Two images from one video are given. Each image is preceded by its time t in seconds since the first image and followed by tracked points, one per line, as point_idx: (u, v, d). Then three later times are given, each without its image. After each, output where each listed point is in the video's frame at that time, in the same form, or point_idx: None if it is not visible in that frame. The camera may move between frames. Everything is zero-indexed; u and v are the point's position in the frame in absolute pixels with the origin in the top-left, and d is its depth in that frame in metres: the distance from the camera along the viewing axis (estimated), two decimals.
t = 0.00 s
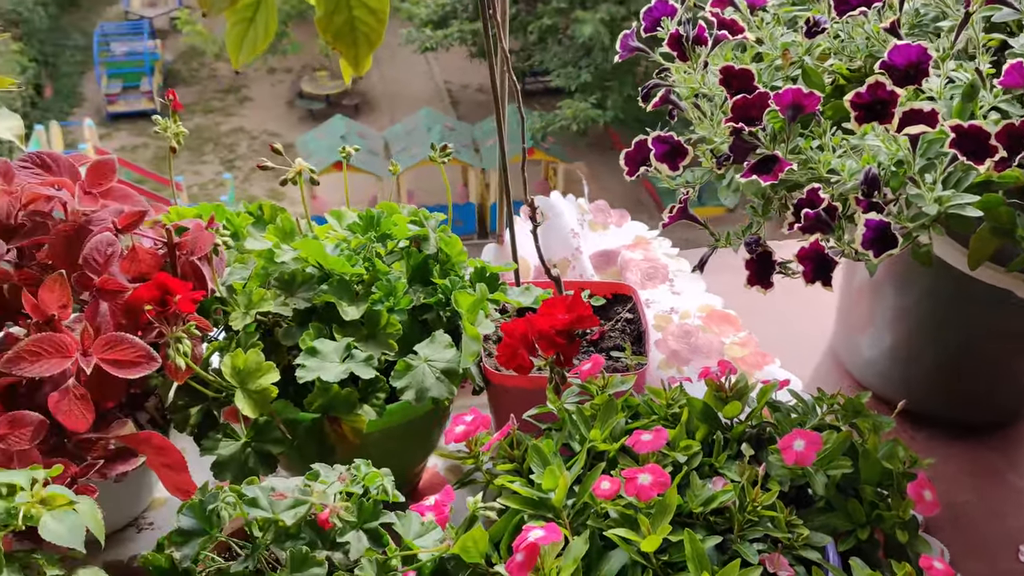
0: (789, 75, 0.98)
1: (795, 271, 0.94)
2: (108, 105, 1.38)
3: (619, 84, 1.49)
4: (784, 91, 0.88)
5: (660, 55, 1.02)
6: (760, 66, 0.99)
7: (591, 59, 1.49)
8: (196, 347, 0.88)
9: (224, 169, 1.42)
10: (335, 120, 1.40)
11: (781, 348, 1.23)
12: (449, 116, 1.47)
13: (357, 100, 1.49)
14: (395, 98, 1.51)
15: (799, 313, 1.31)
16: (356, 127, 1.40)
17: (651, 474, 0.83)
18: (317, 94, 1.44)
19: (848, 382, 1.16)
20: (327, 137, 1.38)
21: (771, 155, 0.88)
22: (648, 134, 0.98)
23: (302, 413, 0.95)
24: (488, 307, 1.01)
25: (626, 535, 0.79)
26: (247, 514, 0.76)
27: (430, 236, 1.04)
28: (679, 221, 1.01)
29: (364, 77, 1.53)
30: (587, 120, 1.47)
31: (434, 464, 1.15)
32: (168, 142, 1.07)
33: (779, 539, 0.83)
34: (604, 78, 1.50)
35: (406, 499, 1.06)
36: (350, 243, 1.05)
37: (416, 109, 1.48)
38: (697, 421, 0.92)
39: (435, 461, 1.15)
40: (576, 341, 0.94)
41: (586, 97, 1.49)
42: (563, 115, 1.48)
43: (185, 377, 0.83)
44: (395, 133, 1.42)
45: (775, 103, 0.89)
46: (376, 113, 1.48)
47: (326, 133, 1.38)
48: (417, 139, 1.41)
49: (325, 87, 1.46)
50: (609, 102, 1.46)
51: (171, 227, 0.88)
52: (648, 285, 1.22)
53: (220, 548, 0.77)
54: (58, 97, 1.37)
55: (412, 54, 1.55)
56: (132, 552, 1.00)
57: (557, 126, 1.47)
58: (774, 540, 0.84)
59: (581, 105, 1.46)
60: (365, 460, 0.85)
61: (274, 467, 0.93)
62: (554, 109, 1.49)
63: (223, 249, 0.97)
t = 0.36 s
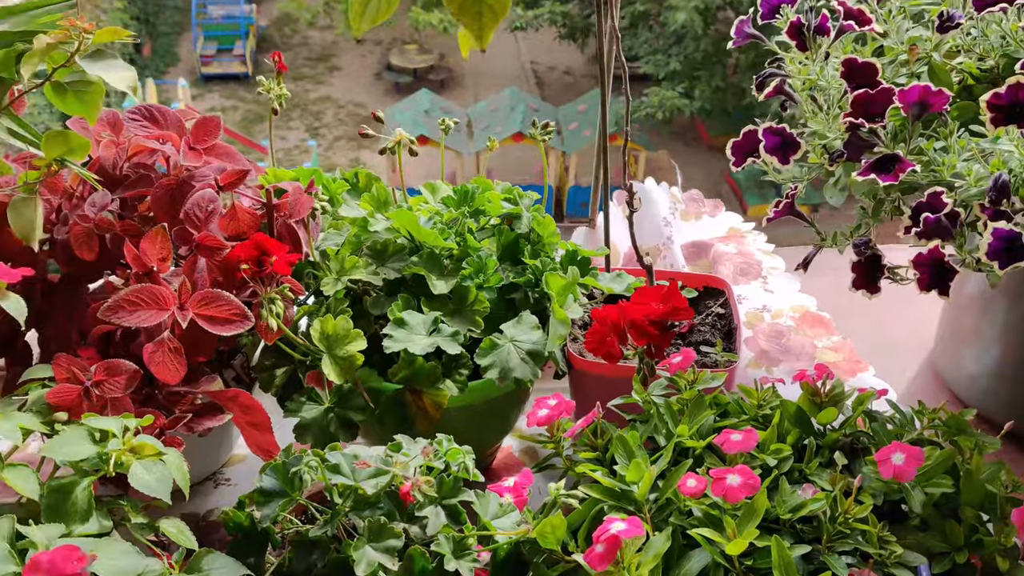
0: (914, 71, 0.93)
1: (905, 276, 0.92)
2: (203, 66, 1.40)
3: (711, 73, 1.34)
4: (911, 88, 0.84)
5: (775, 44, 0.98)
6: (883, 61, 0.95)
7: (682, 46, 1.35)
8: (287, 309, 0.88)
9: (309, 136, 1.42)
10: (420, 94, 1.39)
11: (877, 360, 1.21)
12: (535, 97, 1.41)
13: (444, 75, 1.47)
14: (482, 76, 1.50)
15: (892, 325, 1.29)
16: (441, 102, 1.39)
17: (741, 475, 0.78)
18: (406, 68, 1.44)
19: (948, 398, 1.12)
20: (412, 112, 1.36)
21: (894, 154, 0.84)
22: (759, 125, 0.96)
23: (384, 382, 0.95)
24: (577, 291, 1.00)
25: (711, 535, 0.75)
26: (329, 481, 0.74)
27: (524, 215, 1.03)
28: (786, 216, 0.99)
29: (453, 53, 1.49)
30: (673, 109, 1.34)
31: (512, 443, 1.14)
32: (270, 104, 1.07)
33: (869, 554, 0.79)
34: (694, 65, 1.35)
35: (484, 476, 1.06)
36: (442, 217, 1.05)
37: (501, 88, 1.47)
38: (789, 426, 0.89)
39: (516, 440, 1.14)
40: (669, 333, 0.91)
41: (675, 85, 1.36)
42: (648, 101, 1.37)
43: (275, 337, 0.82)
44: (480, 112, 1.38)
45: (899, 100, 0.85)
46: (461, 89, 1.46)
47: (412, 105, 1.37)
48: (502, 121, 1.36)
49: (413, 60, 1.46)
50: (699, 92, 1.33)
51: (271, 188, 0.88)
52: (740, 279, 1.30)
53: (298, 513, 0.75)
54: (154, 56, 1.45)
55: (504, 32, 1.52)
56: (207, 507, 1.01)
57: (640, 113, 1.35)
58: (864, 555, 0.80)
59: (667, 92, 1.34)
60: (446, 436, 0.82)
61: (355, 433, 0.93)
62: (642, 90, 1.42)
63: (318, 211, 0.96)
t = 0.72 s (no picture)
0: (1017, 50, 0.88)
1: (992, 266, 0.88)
2: (273, 35, 1.35)
3: (783, 66, 1.38)
4: (1016, 65, 0.79)
5: (868, 16, 0.94)
6: (984, 38, 0.91)
7: (755, 35, 1.39)
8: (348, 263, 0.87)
9: (374, 108, 1.39)
10: (488, 71, 1.32)
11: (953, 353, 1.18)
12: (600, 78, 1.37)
13: (512, 53, 1.42)
14: (548, 56, 1.44)
15: (971, 318, 1.25)
16: (507, 80, 1.31)
17: (807, 460, 0.75)
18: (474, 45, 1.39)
19: None
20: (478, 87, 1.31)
21: (992, 132, 0.79)
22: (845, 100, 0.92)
23: (442, 344, 0.94)
24: (644, 263, 0.97)
25: (772, 518, 0.72)
26: (382, 436, 0.72)
27: (592, 183, 1.02)
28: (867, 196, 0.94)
29: (520, 30, 1.44)
30: (743, 101, 1.39)
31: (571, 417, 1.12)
32: (342, 60, 1.06)
33: (938, 551, 0.75)
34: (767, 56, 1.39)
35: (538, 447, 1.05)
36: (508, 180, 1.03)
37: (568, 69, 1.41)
38: (858, 413, 0.85)
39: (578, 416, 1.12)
40: (738, 310, 0.88)
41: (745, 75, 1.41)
42: (718, 91, 1.42)
43: (335, 291, 0.82)
44: (545, 91, 1.33)
45: (1001, 77, 0.80)
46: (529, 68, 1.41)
47: (478, 81, 1.31)
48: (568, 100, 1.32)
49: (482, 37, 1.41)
50: (768, 84, 1.37)
51: (340, 140, 0.87)
52: (811, 265, 1.27)
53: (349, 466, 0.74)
54: (229, 22, 1.37)
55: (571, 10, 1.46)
56: (262, 457, 1.02)
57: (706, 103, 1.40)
58: (933, 552, 0.76)
59: (737, 84, 1.39)
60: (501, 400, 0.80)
61: (410, 394, 0.92)
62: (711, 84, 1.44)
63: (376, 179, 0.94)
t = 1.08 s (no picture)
0: None
1: None
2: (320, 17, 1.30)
3: (832, 56, 1.27)
4: None
5: None
6: None
7: (803, 26, 1.28)
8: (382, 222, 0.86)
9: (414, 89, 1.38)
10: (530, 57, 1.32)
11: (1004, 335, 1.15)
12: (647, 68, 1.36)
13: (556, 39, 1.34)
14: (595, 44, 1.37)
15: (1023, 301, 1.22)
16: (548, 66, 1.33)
17: (847, 433, 0.72)
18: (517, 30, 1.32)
19: None
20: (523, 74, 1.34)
21: None
22: (900, 66, 0.89)
23: (475, 309, 0.93)
24: (685, 232, 0.95)
25: (810, 491, 0.69)
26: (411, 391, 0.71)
27: (633, 150, 1.00)
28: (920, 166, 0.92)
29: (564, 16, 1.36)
30: (788, 92, 1.30)
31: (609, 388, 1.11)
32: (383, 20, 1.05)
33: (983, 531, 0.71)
34: (814, 48, 1.28)
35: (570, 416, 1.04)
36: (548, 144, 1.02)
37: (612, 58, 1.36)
38: (903, 388, 0.82)
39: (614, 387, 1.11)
40: (781, 281, 0.85)
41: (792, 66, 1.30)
42: (762, 82, 1.32)
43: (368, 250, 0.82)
44: (588, 80, 1.33)
45: None
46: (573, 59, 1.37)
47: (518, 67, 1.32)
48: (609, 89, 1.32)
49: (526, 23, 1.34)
50: (816, 75, 1.27)
51: (377, 96, 0.86)
52: (856, 242, 1.24)
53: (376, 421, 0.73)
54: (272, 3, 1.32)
55: None
56: (286, 421, 1.02)
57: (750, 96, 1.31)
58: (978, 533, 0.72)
59: (784, 75, 1.29)
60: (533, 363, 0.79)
61: (441, 356, 0.91)
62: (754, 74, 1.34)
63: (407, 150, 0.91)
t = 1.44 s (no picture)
0: None
1: None
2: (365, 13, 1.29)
3: (881, 55, 1.34)
4: None
5: None
6: None
7: (852, 23, 1.35)
8: (413, 195, 0.86)
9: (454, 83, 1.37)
10: (575, 52, 1.28)
11: None
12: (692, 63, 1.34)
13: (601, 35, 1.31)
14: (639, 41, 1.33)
15: None
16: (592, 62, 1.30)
17: (883, 412, 0.70)
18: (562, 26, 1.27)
19: None
20: (561, 66, 1.30)
21: None
22: (946, 40, 0.86)
23: (505, 285, 0.92)
24: (720, 211, 0.93)
25: (842, 471, 0.67)
26: (435, 358, 0.70)
27: (669, 128, 0.98)
28: (966, 143, 0.89)
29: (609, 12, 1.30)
30: (836, 90, 1.34)
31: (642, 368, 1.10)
32: None
33: None
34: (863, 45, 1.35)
35: (600, 396, 1.02)
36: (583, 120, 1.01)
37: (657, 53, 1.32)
38: (944, 370, 0.79)
39: (646, 366, 1.10)
40: (818, 258, 0.83)
41: (841, 63, 1.34)
42: (810, 80, 1.36)
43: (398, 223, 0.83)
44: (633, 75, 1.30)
45: None
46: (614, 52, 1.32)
47: (564, 64, 1.29)
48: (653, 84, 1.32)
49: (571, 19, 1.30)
50: (864, 74, 1.33)
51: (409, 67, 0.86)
52: (899, 228, 1.21)
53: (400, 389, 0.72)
54: None
55: None
56: (313, 399, 1.01)
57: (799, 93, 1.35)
58: (1021, 520, 0.69)
59: (832, 73, 1.33)
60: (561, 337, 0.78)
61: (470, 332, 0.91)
62: (802, 72, 1.37)
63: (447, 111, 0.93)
